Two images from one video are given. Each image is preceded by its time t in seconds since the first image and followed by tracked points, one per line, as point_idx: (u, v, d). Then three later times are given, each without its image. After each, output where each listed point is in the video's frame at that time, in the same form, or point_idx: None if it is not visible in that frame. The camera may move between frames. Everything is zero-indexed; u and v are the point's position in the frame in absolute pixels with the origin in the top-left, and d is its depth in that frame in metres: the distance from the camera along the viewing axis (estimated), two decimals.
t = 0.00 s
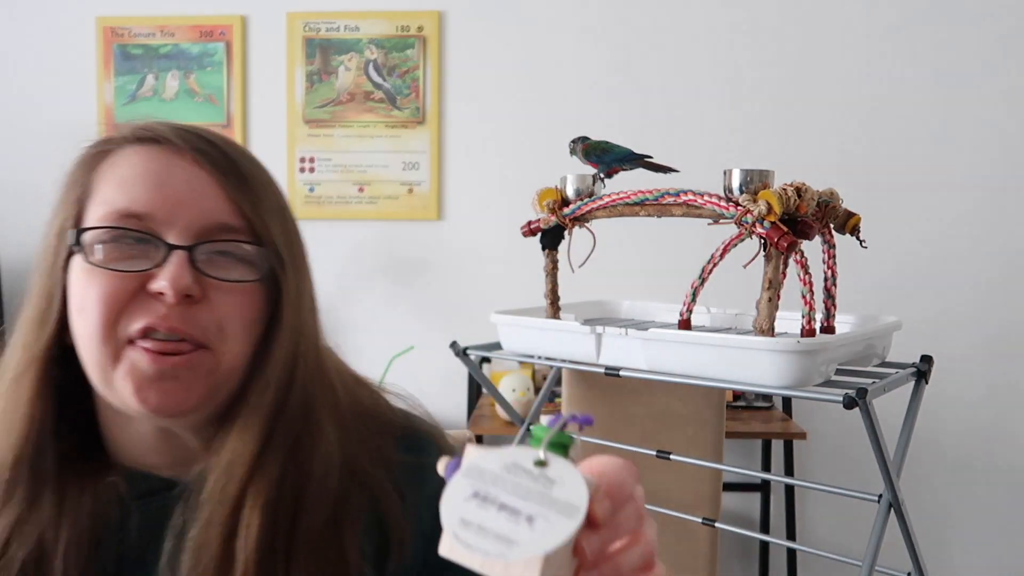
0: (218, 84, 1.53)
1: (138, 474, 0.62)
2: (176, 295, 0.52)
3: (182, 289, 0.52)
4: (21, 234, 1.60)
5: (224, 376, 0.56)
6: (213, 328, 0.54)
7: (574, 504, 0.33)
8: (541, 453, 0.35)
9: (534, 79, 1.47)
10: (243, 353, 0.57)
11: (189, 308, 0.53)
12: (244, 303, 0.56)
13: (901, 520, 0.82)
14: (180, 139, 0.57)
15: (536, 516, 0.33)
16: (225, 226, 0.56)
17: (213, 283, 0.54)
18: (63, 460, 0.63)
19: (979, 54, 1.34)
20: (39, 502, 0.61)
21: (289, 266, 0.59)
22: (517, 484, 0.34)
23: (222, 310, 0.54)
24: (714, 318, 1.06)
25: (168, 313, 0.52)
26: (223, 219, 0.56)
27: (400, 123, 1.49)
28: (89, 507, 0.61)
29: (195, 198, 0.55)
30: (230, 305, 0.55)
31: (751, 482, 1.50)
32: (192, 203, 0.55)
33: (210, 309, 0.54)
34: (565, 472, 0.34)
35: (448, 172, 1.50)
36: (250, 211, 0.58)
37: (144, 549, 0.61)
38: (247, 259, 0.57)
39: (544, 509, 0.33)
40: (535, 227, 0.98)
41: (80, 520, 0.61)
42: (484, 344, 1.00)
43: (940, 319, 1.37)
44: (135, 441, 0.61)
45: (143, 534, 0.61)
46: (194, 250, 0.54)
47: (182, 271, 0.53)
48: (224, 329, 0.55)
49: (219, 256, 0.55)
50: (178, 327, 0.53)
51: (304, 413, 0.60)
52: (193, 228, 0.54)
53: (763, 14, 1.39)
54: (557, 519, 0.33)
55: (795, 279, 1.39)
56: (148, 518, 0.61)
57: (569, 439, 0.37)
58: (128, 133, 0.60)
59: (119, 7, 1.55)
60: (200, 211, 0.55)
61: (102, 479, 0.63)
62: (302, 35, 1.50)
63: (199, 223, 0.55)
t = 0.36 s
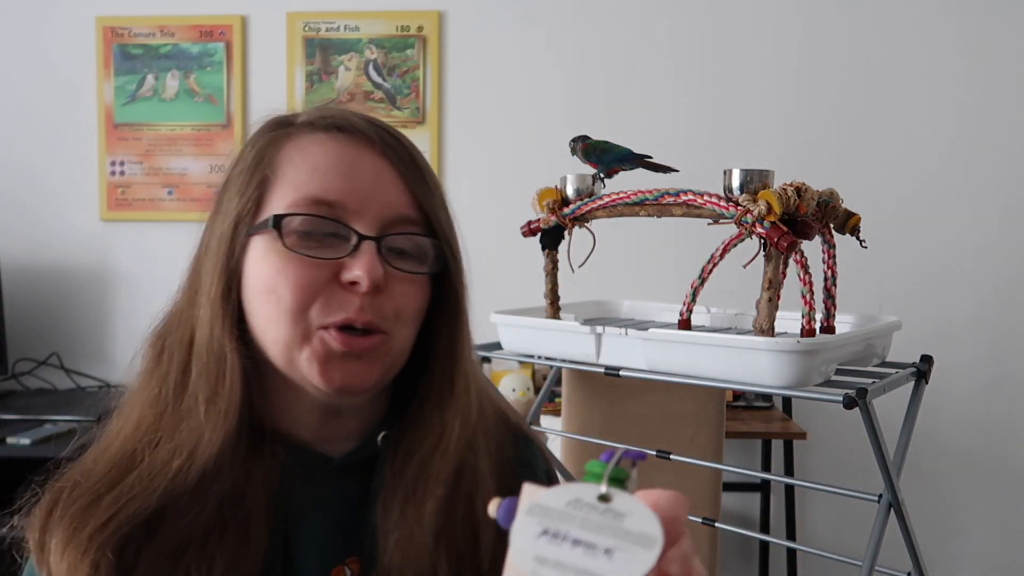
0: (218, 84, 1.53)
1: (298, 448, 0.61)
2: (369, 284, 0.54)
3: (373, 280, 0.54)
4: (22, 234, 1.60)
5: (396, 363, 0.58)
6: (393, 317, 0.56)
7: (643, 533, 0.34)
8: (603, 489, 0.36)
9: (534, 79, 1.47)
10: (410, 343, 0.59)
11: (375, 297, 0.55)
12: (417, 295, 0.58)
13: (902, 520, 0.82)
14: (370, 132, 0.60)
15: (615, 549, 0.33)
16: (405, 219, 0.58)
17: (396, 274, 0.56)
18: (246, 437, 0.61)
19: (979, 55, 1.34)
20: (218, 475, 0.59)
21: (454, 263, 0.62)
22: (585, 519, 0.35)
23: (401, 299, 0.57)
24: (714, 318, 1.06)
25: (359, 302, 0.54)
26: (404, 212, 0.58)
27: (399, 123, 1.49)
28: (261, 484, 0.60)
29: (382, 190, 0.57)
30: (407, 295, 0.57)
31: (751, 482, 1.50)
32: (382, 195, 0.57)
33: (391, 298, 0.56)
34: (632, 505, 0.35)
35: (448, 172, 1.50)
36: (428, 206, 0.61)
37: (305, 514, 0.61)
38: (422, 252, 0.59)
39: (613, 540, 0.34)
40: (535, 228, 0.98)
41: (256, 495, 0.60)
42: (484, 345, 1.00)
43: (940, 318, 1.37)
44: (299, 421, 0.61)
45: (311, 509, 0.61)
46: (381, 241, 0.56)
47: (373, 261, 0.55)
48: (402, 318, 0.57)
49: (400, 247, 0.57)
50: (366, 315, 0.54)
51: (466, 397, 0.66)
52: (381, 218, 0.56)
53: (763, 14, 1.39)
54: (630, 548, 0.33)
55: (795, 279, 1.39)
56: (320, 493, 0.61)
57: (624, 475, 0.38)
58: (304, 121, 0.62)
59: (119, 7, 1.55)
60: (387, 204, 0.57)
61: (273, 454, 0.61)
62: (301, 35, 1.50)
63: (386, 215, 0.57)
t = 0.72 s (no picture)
0: (218, 84, 1.53)
1: (353, 444, 0.61)
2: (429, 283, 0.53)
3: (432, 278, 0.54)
4: (22, 234, 1.60)
5: (447, 359, 0.58)
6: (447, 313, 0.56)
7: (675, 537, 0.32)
8: (621, 489, 0.33)
9: (534, 79, 1.47)
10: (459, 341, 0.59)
11: (432, 294, 0.55)
12: (469, 293, 0.58)
13: (902, 520, 0.82)
14: (424, 134, 0.59)
15: (654, 556, 0.33)
16: (458, 219, 0.58)
17: (451, 273, 0.56)
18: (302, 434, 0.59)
19: (978, 55, 1.34)
20: (280, 472, 0.58)
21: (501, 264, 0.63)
22: (616, 531, 0.33)
23: (454, 297, 0.56)
24: (714, 318, 1.06)
25: (417, 299, 0.54)
26: (457, 212, 0.58)
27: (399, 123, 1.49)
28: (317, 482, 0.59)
29: (438, 191, 0.56)
30: (461, 294, 0.57)
31: (751, 482, 1.50)
32: (438, 197, 0.56)
33: (445, 296, 0.56)
34: (654, 499, 0.33)
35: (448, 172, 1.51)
36: (478, 207, 0.61)
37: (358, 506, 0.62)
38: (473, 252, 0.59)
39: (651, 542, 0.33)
40: (535, 228, 0.98)
41: (315, 491, 0.59)
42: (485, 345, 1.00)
43: (939, 318, 1.37)
44: (355, 423, 0.61)
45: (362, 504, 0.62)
46: (437, 240, 0.55)
47: (431, 260, 0.54)
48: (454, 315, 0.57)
49: (454, 247, 0.57)
50: (424, 311, 0.54)
51: (514, 396, 0.67)
52: (437, 218, 0.56)
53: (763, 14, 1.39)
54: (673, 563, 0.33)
55: (795, 279, 1.39)
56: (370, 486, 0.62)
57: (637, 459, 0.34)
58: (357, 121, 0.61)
59: (119, 7, 1.55)
60: (443, 204, 0.57)
61: (329, 452, 0.60)
62: (302, 35, 1.50)
63: (442, 215, 0.56)
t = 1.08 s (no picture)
0: (218, 84, 1.53)
1: (347, 438, 0.61)
2: (404, 299, 0.54)
3: (408, 294, 0.54)
4: (23, 234, 1.61)
5: (429, 367, 0.59)
6: (427, 322, 0.57)
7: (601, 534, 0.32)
8: (581, 469, 0.34)
9: (534, 79, 1.47)
10: (441, 347, 0.60)
11: (410, 308, 0.55)
12: (450, 299, 0.58)
13: (902, 520, 0.82)
14: (396, 140, 0.58)
15: (581, 532, 0.32)
16: (436, 226, 0.57)
17: (428, 283, 0.56)
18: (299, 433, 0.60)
19: (978, 55, 1.34)
20: (280, 474, 0.60)
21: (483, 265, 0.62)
22: (560, 502, 0.33)
23: (433, 308, 0.57)
24: (714, 318, 1.06)
25: (394, 315, 0.54)
26: (435, 220, 0.57)
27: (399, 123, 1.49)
28: (316, 480, 0.61)
29: (412, 201, 0.56)
30: (442, 301, 0.57)
31: (751, 482, 1.50)
32: (412, 208, 0.55)
33: (424, 306, 0.56)
34: (605, 491, 0.33)
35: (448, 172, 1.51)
36: (456, 210, 0.59)
37: (348, 505, 0.62)
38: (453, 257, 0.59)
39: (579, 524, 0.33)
40: (536, 228, 0.98)
41: (311, 493, 0.60)
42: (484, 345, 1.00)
43: (939, 318, 1.37)
44: (342, 421, 0.62)
45: (355, 498, 0.62)
46: (413, 253, 0.55)
47: (407, 275, 0.54)
48: (435, 323, 0.58)
49: (431, 256, 0.57)
50: (402, 325, 0.55)
51: (498, 393, 0.67)
52: (412, 230, 0.55)
53: (763, 14, 1.39)
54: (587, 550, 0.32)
55: (795, 279, 1.40)
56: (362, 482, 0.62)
57: (607, 457, 0.35)
58: (329, 128, 0.60)
59: (118, 7, 1.55)
60: (417, 213, 0.56)
61: (324, 451, 0.61)
62: (301, 35, 1.50)
63: (417, 226, 0.56)
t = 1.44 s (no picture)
0: (218, 84, 1.53)
1: (324, 428, 0.65)
2: (368, 301, 0.57)
3: (372, 296, 0.57)
4: (23, 234, 1.61)
5: (398, 364, 0.62)
6: (393, 320, 0.60)
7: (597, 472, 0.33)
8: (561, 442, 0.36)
9: (534, 79, 1.47)
10: (408, 343, 0.63)
11: (375, 307, 0.58)
12: (415, 293, 0.62)
13: (902, 520, 0.82)
14: (342, 144, 0.60)
15: (569, 479, 0.33)
16: (393, 226, 0.60)
17: (390, 283, 0.59)
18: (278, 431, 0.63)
19: (978, 55, 1.34)
20: (262, 470, 0.61)
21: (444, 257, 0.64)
22: (546, 466, 0.34)
23: (399, 306, 0.60)
24: (715, 317, 1.06)
25: (360, 318, 0.57)
26: (391, 220, 0.60)
27: (399, 123, 1.49)
28: (297, 474, 0.63)
29: (366, 205, 0.58)
30: (406, 297, 0.60)
31: (751, 482, 1.50)
32: (367, 211, 0.58)
33: (390, 304, 0.59)
34: (585, 448, 0.35)
35: (448, 171, 1.51)
36: (410, 205, 0.61)
37: (330, 490, 0.64)
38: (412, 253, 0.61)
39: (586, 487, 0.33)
40: (535, 227, 0.98)
41: (292, 490, 0.62)
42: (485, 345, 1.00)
43: (939, 318, 1.37)
44: (313, 412, 0.64)
45: (335, 489, 0.64)
46: (373, 255, 0.58)
47: (369, 278, 0.57)
48: (402, 319, 0.61)
49: (391, 255, 0.59)
50: (368, 324, 0.58)
51: (463, 383, 0.69)
52: (371, 232, 0.58)
53: (763, 14, 1.39)
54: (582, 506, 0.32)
55: (796, 279, 1.40)
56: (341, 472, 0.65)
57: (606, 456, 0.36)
58: (275, 139, 0.62)
59: (118, 7, 1.55)
60: (373, 217, 0.58)
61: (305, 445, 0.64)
62: (301, 35, 1.50)
63: (374, 227, 0.58)
